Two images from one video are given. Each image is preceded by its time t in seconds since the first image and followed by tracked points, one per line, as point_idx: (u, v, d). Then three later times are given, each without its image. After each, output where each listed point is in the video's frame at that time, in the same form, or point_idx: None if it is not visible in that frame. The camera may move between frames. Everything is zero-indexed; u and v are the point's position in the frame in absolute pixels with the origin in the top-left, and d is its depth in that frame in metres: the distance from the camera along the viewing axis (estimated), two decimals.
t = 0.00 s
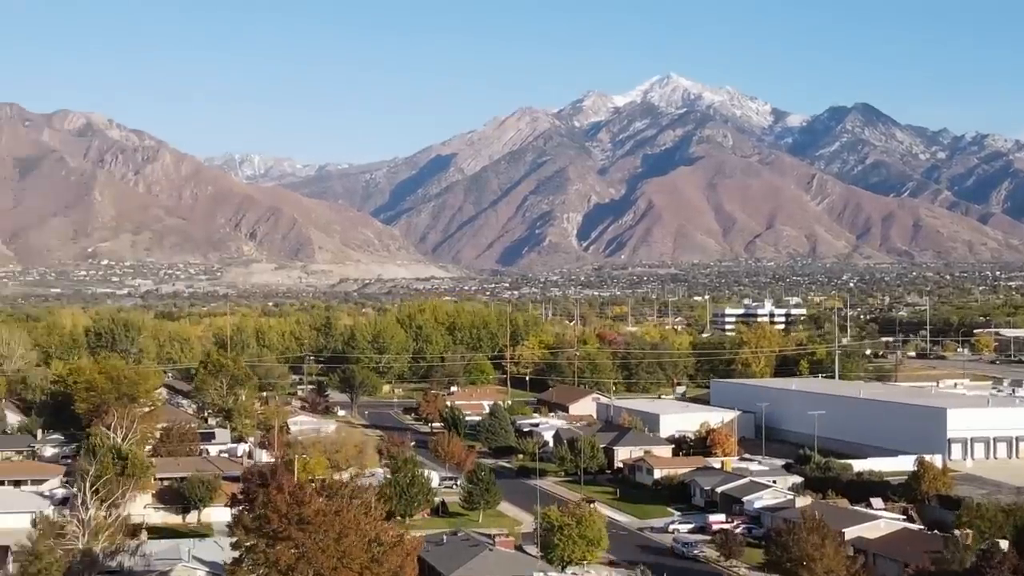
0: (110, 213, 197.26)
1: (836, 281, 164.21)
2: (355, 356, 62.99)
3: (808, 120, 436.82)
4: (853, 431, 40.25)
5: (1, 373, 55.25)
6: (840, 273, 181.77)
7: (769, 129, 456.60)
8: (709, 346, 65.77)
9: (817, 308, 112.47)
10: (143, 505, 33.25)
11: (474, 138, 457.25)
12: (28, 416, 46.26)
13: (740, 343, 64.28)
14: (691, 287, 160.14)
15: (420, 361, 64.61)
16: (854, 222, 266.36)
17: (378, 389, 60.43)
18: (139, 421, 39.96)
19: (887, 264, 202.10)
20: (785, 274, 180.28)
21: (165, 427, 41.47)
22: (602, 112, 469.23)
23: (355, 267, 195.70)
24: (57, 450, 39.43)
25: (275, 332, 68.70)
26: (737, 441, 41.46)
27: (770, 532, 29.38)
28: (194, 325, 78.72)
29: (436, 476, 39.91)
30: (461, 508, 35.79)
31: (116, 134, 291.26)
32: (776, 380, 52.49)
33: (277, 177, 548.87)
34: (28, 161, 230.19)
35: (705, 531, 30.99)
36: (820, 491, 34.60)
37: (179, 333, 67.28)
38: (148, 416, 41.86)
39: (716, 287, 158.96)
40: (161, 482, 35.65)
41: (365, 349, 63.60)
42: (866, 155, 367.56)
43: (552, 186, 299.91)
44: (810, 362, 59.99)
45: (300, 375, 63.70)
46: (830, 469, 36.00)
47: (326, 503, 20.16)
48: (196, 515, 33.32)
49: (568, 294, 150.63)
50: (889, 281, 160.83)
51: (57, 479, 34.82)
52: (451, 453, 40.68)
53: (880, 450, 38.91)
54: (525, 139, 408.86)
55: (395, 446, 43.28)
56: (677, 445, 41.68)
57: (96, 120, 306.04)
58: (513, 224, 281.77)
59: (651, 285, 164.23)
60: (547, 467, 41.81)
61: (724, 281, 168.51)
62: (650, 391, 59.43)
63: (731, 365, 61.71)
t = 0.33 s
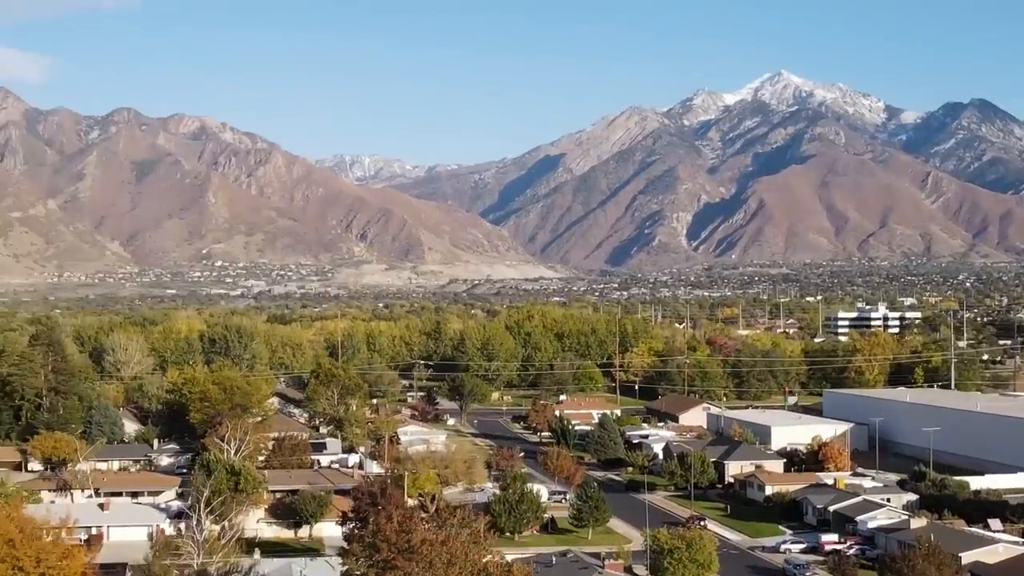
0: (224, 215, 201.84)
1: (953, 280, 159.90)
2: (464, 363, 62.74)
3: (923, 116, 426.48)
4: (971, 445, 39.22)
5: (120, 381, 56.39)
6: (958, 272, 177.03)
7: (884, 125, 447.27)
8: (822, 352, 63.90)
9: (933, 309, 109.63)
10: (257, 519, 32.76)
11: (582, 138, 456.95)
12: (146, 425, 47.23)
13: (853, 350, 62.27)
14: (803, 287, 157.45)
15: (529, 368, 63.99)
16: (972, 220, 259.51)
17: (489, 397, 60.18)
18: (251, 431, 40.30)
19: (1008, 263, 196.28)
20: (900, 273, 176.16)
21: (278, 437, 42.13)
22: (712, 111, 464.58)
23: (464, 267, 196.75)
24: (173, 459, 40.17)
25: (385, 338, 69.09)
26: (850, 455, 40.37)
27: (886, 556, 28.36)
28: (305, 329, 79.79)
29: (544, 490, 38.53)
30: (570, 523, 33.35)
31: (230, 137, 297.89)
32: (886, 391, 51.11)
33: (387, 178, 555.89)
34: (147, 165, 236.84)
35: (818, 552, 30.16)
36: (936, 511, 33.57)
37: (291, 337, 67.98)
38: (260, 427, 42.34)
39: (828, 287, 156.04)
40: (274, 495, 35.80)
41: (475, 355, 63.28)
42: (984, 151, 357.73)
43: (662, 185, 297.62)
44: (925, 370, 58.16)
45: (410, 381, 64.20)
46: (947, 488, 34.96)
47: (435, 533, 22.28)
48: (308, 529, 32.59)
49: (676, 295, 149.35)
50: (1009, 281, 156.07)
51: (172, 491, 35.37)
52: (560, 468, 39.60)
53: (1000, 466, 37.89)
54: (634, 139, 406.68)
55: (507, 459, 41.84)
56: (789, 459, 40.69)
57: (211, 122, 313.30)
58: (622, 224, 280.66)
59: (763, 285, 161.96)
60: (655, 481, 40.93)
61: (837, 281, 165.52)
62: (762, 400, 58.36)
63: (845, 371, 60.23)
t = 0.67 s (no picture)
0: (252, 215, 202.78)
1: (984, 281, 158.31)
2: (491, 365, 62.60)
3: (953, 115, 423.20)
4: (999, 448, 38.95)
5: (149, 383, 56.59)
6: (989, 272, 175.27)
7: (914, 122, 443.99)
8: (851, 353, 63.29)
9: (965, 310, 108.51)
10: (285, 522, 32.73)
11: (609, 137, 456.18)
12: (175, 427, 47.36)
13: (882, 351, 61.64)
14: (832, 287, 156.20)
15: (556, 368, 63.89)
16: (1002, 219, 257.18)
17: (516, 399, 60.04)
18: (279, 433, 40.33)
19: None
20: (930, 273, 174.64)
21: (305, 440, 42.14)
22: (740, 110, 462.55)
23: (491, 267, 196.62)
24: (202, 461, 40.29)
25: (412, 338, 69.02)
26: (878, 459, 40.12)
27: (914, 559, 28.15)
28: (333, 330, 80.02)
29: (571, 493, 38.41)
30: (597, 527, 33.22)
31: (258, 138, 299.17)
32: (914, 392, 50.69)
33: (414, 177, 556.95)
34: (175, 165, 238.18)
35: (846, 557, 29.93)
36: (963, 516, 33.33)
37: (319, 337, 68.10)
38: (288, 429, 42.49)
39: (858, 287, 154.73)
40: (302, 498, 35.81)
41: (502, 356, 63.21)
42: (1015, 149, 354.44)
43: (690, 185, 296.36)
44: (955, 371, 57.57)
45: (438, 382, 64.39)
46: (976, 491, 34.75)
47: (461, 542, 22.46)
48: (335, 533, 32.61)
49: (704, 295, 148.74)
50: None
51: (200, 494, 35.44)
52: (586, 471, 39.41)
53: None
54: (662, 138, 405.73)
55: (535, 463, 41.63)
56: (817, 462, 40.53)
57: (239, 123, 314.40)
58: (650, 224, 280.04)
59: (792, 285, 160.84)
60: (683, 484, 40.72)
61: (865, 281, 164.42)
62: (791, 402, 58.02)
63: (873, 373, 59.69)
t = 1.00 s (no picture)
0: (280, 215, 203.61)
1: (1015, 280, 156.76)
2: (518, 366, 62.52)
3: (983, 114, 419.91)
4: None
5: (178, 385, 56.81)
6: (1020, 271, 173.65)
7: (944, 121, 440.91)
8: (881, 355, 62.77)
9: (996, 310, 107.55)
10: (313, 526, 32.67)
11: (636, 136, 455.14)
12: (203, 429, 47.46)
13: (911, 353, 61.12)
14: (861, 287, 155.08)
15: (584, 370, 63.77)
16: None
17: (544, 400, 59.88)
18: (308, 435, 40.36)
19: None
20: (960, 273, 173.09)
21: (334, 442, 42.15)
22: (768, 109, 460.63)
23: (518, 267, 196.49)
24: (230, 464, 40.41)
25: (440, 339, 69.11)
26: (908, 462, 39.75)
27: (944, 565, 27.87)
28: (361, 330, 80.17)
29: (599, 497, 38.23)
30: (624, 532, 33.04)
31: (286, 138, 300.33)
32: (943, 395, 50.38)
33: (441, 177, 557.77)
34: (203, 166, 239.45)
35: (876, 563, 29.67)
36: (994, 521, 32.98)
37: (346, 338, 68.19)
38: (316, 431, 42.50)
39: (887, 287, 153.57)
40: (330, 502, 35.82)
41: (530, 358, 63.13)
42: None
43: (718, 185, 295.18)
44: (986, 372, 56.97)
45: (466, 383, 64.48)
46: (1007, 496, 34.41)
47: (489, 549, 22.45)
48: (363, 537, 32.56)
49: (732, 295, 148.07)
50: None
51: (229, 496, 35.52)
52: (614, 474, 39.16)
53: None
54: (689, 138, 404.61)
55: (562, 466, 41.41)
56: (847, 466, 40.20)
57: (267, 123, 315.65)
58: (678, 224, 279.31)
59: (820, 285, 159.88)
60: (712, 487, 40.48)
61: (895, 280, 163.36)
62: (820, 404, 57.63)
63: (903, 375, 59.23)
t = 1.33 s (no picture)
0: (308, 215, 204.31)
1: None
2: (545, 369, 62.33)
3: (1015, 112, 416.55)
4: None
5: (206, 387, 57.03)
6: None
7: (974, 120, 437.80)
8: (910, 356, 62.29)
9: None
10: (340, 529, 32.64)
11: (664, 136, 453.70)
12: (232, 431, 47.64)
13: (941, 354, 60.65)
14: (891, 287, 154.05)
15: (612, 372, 63.57)
16: None
17: (573, 403, 59.68)
18: (336, 438, 40.43)
19: None
20: (990, 273, 171.73)
21: (361, 445, 42.12)
22: (797, 109, 458.42)
23: (546, 266, 196.46)
24: (258, 466, 40.55)
25: (467, 340, 69.19)
26: (936, 466, 39.43)
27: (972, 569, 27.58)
28: (388, 331, 80.31)
29: (625, 500, 38.09)
30: (652, 535, 32.91)
31: (314, 138, 301.28)
32: (974, 397, 49.96)
33: (468, 177, 558.25)
34: (231, 166, 240.59)
35: (905, 568, 29.40)
36: None
37: (373, 339, 68.28)
38: (344, 434, 42.50)
39: (917, 287, 152.45)
40: (358, 505, 35.82)
41: (557, 359, 62.99)
42: None
43: (746, 184, 294.06)
44: (1018, 375, 56.38)
45: (493, 384, 64.52)
46: None
47: (517, 557, 22.55)
48: (391, 541, 32.55)
49: (760, 295, 147.44)
50: None
51: (257, 499, 35.63)
52: (643, 477, 38.94)
53: None
54: (717, 138, 403.49)
55: (590, 469, 41.29)
56: (875, 469, 39.93)
57: (294, 124, 316.89)
58: (706, 224, 278.76)
59: (849, 285, 159.01)
60: (739, 489, 40.32)
61: (924, 280, 162.21)
62: (849, 407, 57.39)
63: (932, 376, 58.78)
